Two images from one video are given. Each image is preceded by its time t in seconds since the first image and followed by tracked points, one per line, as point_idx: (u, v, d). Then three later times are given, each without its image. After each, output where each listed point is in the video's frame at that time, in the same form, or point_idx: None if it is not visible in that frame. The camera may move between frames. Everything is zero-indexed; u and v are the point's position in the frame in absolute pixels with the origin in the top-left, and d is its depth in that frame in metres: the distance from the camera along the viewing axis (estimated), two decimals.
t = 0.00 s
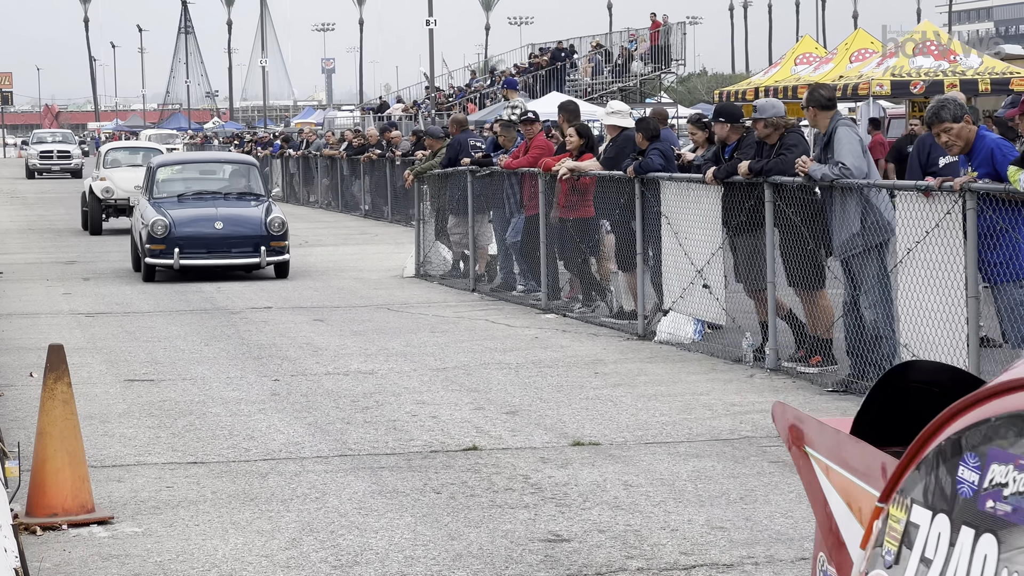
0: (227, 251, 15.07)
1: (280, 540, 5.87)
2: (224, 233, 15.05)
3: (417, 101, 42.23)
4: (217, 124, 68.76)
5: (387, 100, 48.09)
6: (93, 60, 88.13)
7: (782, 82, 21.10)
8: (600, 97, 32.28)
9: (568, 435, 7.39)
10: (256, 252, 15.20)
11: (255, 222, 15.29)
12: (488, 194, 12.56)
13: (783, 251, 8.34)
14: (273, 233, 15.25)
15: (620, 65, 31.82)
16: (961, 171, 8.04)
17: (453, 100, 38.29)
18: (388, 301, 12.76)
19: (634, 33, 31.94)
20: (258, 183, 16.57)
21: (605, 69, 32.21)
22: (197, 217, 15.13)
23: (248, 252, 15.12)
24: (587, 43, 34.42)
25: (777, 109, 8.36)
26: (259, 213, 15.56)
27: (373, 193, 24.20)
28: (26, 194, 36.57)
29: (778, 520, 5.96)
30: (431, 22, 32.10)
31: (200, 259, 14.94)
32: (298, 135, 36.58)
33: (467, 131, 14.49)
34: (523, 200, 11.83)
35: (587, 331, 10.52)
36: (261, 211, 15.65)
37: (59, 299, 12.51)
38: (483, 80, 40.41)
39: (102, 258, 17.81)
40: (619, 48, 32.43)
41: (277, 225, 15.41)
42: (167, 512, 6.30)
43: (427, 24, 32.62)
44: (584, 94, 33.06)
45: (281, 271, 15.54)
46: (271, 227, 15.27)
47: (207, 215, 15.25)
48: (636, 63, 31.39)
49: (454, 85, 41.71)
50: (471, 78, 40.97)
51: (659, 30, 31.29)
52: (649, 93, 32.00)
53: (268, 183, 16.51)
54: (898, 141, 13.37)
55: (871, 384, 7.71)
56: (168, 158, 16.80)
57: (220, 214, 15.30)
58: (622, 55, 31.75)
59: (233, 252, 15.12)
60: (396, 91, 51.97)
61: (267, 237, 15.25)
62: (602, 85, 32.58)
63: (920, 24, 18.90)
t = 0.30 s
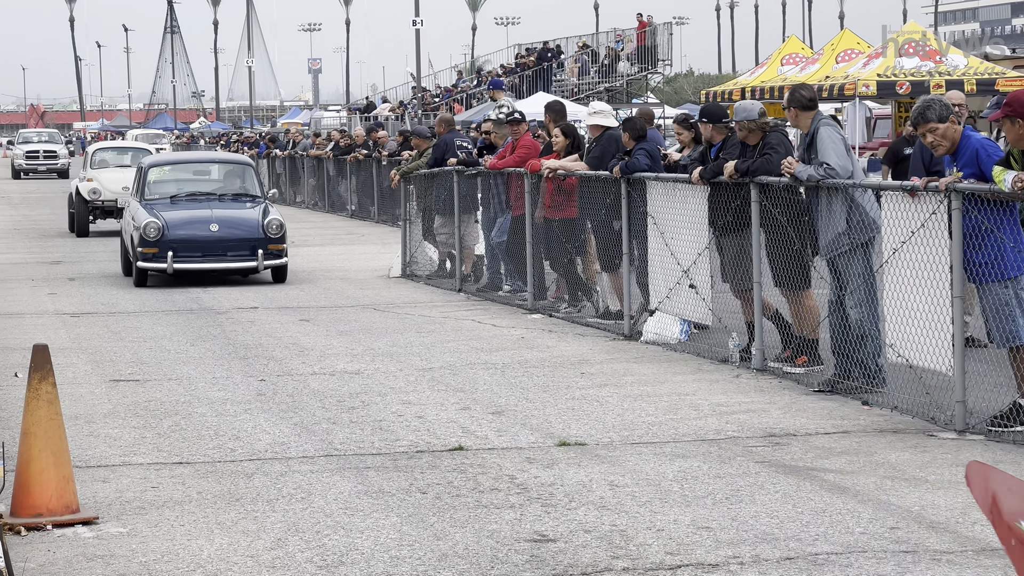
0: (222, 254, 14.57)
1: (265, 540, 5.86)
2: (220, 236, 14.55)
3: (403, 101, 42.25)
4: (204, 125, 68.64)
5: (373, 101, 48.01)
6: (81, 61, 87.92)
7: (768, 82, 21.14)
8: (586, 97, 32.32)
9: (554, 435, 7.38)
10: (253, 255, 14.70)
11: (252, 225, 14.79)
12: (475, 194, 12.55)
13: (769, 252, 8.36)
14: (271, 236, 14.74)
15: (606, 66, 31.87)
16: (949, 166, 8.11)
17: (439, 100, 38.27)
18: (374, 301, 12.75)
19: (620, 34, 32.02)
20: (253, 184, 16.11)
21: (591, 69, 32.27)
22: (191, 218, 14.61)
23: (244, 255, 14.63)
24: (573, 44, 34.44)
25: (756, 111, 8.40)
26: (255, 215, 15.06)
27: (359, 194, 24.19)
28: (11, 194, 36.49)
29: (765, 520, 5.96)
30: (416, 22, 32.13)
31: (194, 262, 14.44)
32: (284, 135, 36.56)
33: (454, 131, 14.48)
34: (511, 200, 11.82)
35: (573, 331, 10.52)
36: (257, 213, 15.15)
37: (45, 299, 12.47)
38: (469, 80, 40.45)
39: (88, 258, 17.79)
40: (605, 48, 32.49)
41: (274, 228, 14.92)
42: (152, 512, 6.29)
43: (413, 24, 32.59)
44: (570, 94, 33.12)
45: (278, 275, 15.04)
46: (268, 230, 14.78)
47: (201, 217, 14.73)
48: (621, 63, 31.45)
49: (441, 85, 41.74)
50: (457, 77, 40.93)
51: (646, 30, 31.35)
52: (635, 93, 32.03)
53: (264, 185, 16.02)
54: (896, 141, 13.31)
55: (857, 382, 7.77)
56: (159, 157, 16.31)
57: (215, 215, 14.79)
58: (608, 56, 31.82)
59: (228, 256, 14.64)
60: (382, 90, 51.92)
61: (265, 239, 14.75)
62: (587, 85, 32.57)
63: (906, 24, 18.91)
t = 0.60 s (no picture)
0: (222, 257, 13.87)
1: (254, 538, 5.86)
2: (220, 238, 13.84)
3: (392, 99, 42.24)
4: (196, 124, 68.57)
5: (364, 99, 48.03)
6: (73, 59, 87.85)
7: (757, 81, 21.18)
8: (575, 96, 32.35)
9: (542, 433, 7.38)
10: (254, 258, 14.00)
11: (253, 226, 14.07)
12: (464, 192, 12.54)
13: (757, 250, 8.38)
14: (273, 238, 14.03)
15: (595, 64, 31.90)
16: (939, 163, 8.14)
17: (429, 98, 38.25)
18: (363, 299, 12.76)
19: (609, 32, 32.06)
20: (253, 183, 15.36)
21: (580, 68, 32.30)
22: (190, 219, 13.92)
23: (245, 258, 13.91)
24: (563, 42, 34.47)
25: (741, 110, 8.42)
26: (257, 215, 14.34)
27: (348, 192, 24.19)
28: None
29: (753, 518, 5.97)
30: (405, 20, 32.14)
31: (192, 266, 13.76)
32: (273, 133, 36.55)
33: (443, 129, 14.48)
34: (501, 199, 11.81)
35: (562, 329, 10.52)
36: (259, 212, 14.43)
37: (33, 297, 12.46)
38: (458, 78, 40.45)
39: (77, 256, 17.78)
40: (594, 47, 32.52)
41: (277, 229, 14.21)
42: (140, 510, 6.28)
43: (403, 23, 32.58)
44: (559, 92, 33.14)
45: (281, 278, 14.34)
46: (270, 231, 14.06)
47: (201, 217, 14.03)
48: (611, 62, 31.52)
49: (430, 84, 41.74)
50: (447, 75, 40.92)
51: (635, 28, 31.41)
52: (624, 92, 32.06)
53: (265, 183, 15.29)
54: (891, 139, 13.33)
55: (845, 380, 7.79)
56: (156, 154, 15.60)
57: (215, 215, 14.09)
58: (597, 54, 31.86)
59: (229, 258, 13.93)
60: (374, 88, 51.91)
61: (267, 241, 14.04)
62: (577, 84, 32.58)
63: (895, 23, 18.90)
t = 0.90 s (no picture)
0: (228, 260, 13.42)
1: (248, 536, 5.86)
2: (226, 240, 13.39)
3: (386, 98, 42.24)
4: (190, 122, 68.45)
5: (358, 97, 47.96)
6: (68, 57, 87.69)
7: (751, 79, 21.16)
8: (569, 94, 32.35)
9: (536, 431, 7.39)
10: (261, 261, 13.56)
11: (260, 227, 13.64)
12: (458, 190, 12.54)
13: (750, 248, 8.39)
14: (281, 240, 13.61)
15: (589, 62, 31.90)
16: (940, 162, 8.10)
17: (423, 96, 38.21)
18: (357, 297, 12.76)
19: (603, 30, 32.05)
20: (258, 182, 15.15)
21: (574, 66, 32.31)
22: (195, 221, 13.48)
23: (252, 261, 13.48)
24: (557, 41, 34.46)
25: (734, 108, 8.49)
26: (264, 216, 13.92)
27: (343, 190, 24.18)
28: None
29: (746, 516, 5.97)
30: (399, 18, 32.17)
31: (197, 269, 13.30)
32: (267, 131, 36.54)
33: (437, 127, 14.46)
34: (495, 197, 11.82)
35: (556, 328, 10.53)
36: (266, 214, 14.01)
37: (27, 294, 12.45)
38: (452, 77, 40.45)
39: (71, 255, 17.78)
40: (588, 45, 32.53)
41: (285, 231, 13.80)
42: (134, 508, 6.28)
43: (398, 21, 32.56)
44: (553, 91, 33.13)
45: (289, 282, 13.91)
46: (277, 233, 13.63)
47: (206, 218, 13.59)
48: (605, 60, 31.51)
49: (424, 82, 41.74)
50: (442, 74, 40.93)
51: (629, 27, 31.44)
52: (618, 90, 32.03)
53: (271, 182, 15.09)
54: (888, 141, 13.37)
55: (839, 379, 7.80)
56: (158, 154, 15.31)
57: (220, 216, 13.65)
58: (591, 52, 31.87)
59: (235, 261, 13.49)
60: (368, 86, 51.90)
61: (274, 243, 13.61)
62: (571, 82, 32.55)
63: (888, 23, 18.91)
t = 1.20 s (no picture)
0: (241, 264, 12.78)
1: (247, 536, 5.86)
2: (239, 244, 12.75)
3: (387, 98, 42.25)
4: (191, 121, 68.46)
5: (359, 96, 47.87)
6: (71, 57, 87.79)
7: (751, 80, 21.10)
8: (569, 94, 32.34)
9: (536, 431, 7.39)
10: (276, 266, 12.92)
11: (274, 230, 13.02)
12: (458, 189, 12.53)
13: (750, 249, 8.38)
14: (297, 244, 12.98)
15: (590, 62, 31.90)
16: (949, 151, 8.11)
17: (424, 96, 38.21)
18: (358, 297, 12.75)
19: (604, 30, 32.02)
20: (271, 182, 14.52)
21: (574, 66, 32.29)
22: (206, 223, 12.86)
23: (266, 266, 12.83)
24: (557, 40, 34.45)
25: (734, 108, 8.48)
26: (278, 219, 13.29)
27: (343, 190, 24.18)
28: None
29: (746, 516, 5.97)
30: (399, 17, 32.20)
31: (209, 274, 12.66)
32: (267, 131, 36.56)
33: (437, 127, 14.44)
34: (496, 197, 11.80)
35: (556, 328, 10.53)
36: (280, 217, 13.38)
37: (28, 293, 12.47)
38: (453, 77, 40.45)
39: (71, 254, 17.79)
40: (589, 45, 32.51)
41: (301, 234, 13.18)
42: (134, 507, 6.29)
43: (398, 20, 32.54)
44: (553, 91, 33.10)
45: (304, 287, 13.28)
46: (293, 237, 13.01)
47: (218, 221, 12.97)
48: (605, 60, 31.50)
49: (425, 82, 41.74)
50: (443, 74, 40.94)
51: (629, 27, 31.28)
52: (618, 90, 32.00)
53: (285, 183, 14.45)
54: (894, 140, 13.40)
55: (839, 379, 7.79)
56: (169, 152, 14.70)
57: (233, 219, 13.04)
58: (592, 52, 31.87)
59: (248, 266, 12.84)
60: (369, 87, 51.92)
61: (289, 247, 12.99)
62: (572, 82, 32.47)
63: (888, 22, 18.92)
